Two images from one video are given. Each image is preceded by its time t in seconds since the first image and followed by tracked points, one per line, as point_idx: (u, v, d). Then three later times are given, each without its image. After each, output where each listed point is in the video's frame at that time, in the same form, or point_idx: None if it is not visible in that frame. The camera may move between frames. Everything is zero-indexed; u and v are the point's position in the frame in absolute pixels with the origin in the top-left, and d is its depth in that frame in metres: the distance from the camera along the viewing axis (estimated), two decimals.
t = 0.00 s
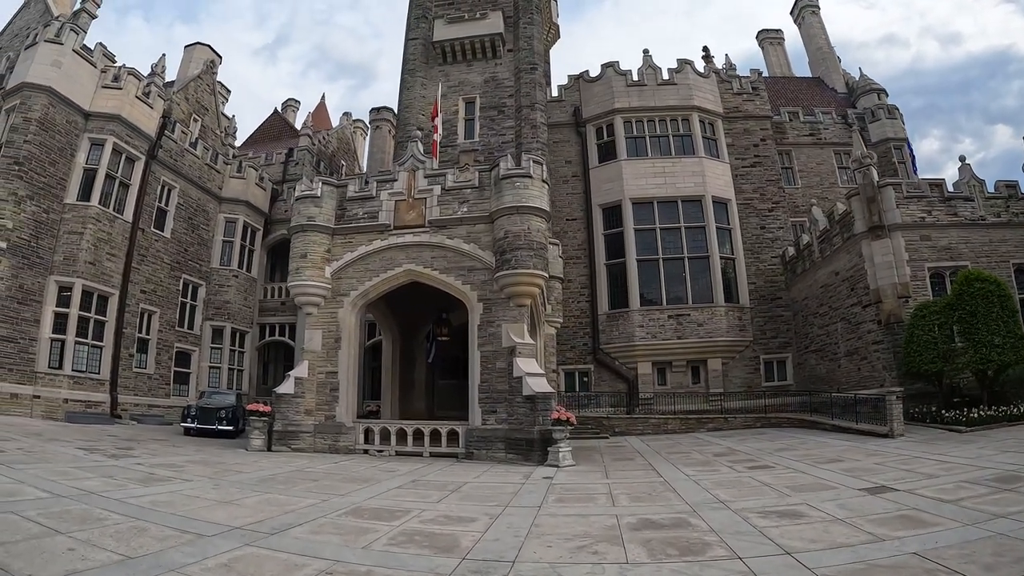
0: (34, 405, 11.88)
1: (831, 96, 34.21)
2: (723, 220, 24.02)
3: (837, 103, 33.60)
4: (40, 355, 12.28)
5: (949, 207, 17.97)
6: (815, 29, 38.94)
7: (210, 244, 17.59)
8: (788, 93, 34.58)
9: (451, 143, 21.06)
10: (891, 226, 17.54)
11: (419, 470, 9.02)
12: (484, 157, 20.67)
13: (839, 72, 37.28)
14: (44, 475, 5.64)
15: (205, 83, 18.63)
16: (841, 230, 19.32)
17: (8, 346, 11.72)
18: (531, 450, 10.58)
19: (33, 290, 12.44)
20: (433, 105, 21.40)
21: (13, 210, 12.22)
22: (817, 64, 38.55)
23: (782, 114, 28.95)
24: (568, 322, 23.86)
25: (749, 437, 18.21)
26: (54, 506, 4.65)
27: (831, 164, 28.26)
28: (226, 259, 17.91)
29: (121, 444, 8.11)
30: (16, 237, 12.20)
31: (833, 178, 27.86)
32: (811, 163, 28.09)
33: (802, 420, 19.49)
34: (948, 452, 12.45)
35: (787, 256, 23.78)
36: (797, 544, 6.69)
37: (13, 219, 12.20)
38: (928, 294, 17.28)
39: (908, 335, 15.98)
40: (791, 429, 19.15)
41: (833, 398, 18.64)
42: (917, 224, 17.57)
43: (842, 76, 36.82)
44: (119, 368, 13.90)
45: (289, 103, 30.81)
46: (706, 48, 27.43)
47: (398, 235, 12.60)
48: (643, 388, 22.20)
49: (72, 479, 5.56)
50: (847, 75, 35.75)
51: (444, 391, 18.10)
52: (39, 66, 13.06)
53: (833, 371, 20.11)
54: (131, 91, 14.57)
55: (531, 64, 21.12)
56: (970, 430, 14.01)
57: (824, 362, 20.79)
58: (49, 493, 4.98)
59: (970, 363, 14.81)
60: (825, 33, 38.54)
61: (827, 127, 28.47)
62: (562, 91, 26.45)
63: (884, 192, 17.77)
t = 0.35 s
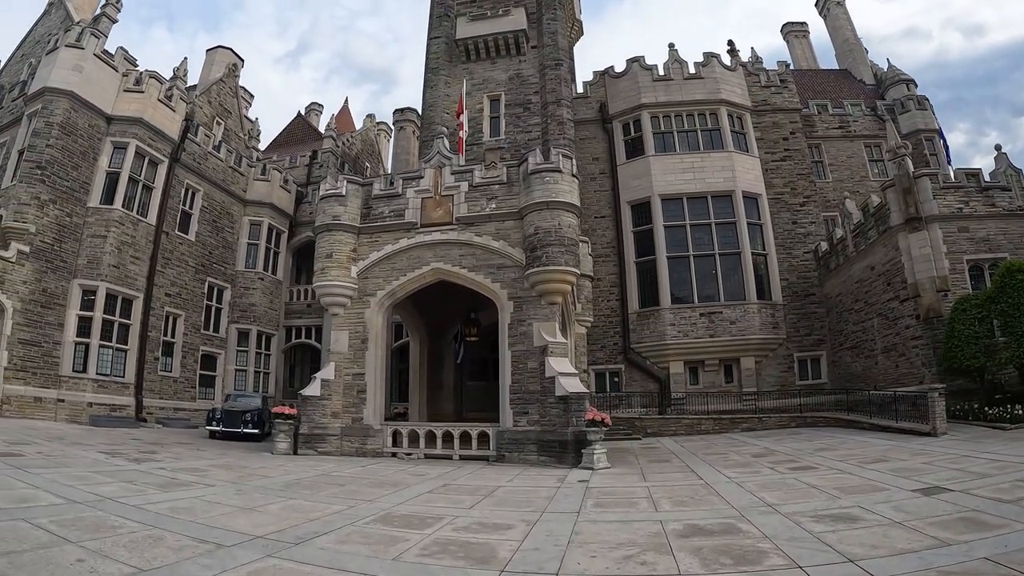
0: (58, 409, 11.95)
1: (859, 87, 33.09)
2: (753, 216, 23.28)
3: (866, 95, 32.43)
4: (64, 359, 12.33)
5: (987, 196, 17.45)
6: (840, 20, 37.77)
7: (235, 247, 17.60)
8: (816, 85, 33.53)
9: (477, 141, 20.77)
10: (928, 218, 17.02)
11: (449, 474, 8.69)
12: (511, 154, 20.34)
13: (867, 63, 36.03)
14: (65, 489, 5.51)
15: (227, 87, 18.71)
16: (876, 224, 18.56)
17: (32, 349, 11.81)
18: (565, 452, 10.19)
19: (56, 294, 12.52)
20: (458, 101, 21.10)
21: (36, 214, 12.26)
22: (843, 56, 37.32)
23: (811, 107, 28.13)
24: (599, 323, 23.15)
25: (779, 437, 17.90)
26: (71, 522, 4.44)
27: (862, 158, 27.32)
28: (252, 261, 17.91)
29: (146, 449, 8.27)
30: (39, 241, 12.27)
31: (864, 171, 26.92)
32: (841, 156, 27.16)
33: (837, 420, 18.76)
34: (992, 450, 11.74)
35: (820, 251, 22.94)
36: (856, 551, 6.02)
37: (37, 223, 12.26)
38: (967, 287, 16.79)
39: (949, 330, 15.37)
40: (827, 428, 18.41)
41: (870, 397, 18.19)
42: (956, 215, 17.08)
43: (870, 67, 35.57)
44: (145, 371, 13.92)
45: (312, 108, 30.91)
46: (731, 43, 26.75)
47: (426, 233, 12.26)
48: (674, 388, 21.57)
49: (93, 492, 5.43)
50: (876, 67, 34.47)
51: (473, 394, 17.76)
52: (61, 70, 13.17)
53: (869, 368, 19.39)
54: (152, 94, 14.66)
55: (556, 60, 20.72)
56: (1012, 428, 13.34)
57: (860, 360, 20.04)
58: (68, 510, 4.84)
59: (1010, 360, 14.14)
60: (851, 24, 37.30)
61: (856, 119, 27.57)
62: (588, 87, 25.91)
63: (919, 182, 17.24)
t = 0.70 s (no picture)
0: (72, 411, 11.84)
1: (878, 80, 32.32)
2: (776, 210, 22.65)
3: (886, 87, 31.65)
4: (77, 360, 12.22)
5: (1016, 188, 16.98)
6: (858, 12, 36.94)
7: (250, 247, 17.45)
8: (835, 78, 32.77)
9: (493, 138, 20.44)
10: (956, 210, 16.55)
11: (471, 477, 8.33)
12: (528, 150, 19.96)
13: (886, 56, 35.13)
14: (72, 499, 5.25)
15: (241, 86, 18.62)
16: (903, 216, 18.02)
17: (45, 351, 11.71)
18: (590, 454, 9.80)
19: (69, 295, 12.42)
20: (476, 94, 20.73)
21: (49, 214, 12.16)
22: (861, 49, 36.40)
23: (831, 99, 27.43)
24: (619, 321, 22.65)
25: (804, 436, 17.38)
26: (76, 536, 4.16)
27: (884, 152, 26.58)
28: (267, 261, 17.75)
29: (160, 453, 8.04)
30: (52, 241, 12.18)
31: (886, 165, 26.17)
32: (862, 150, 26.42)
33: (864, 418, 18.17)
34: None
35: (843, 246, 22.29)
36: (912, 555, 5.42)
37: (49, 223, 12.15)
38: (996, 281, 16.39)
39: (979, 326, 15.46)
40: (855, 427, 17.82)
41: (898, 394, 17.86)
42: (983, 208, 16.65)
43: (889, 59, 34.74)
44: (160, 373, 13.80)
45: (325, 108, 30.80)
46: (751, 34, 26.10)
47: (444, 229, 11.90)
48: (696, 386, 21.03)
49: (101, 502, 5.16)
50: (895, 60, 33.54)
51: (492, 395, 17.34)
52: (72, 70, 13.18)
53: (896, 366, 18.86)
54: (165, 94, 14.61)
55: (572, 54, 20.32)
56: None
57: (886, 357, 19.44)
58: (71, 521, 4.57)
59: None
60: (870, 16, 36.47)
61: (877, 112, 26.86)
62: (605, 83, 25.38)
63: (946, 174, 16.79)
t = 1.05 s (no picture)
0: (72, 410, 11.61)
1: (887, 76, 31.87)
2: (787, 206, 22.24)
3: (895, 83, 31.20)
4: (77, 359, 12.00)
5: None
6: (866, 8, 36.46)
7: (254, 244, 17.20)
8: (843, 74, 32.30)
9: (500, 134, 20.13)
10: (972, 205, 16.15)
11: (481, 478, 8.01)
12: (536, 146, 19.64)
13: (895, 51, 34.71)
14: (64, 503, 4.97)
15: (244, 82, 18.39)
16: (918, 211, 17.59)
17: (45, 349, 11.51)
18: (603, 454, 9.46)
19: (69, 292, 12.20)
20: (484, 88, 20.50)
21: (49, 209, 11.95)
22: (870, 45, 35.95)
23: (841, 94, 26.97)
24: (629, 318, 22.26)
25: (818, 436, 17.02)
26: (63, 544, 3.85)
27: (894, 148, 26.11)
28: (271, 259, 17.50)
29: (159, 453, 7.77)
30: (52, 237, 11.97)
31: (897, 161, 25.68)
32: (873, 146, 25.95)
33: (879, 417, 17.87)
34: None
35: (855, 242, 21.85)
36: (957, 561, 5.02)
37: (49, 219, 11.94)
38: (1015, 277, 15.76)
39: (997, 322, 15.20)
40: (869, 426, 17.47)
41: (913, 393, 17.46)
42: (1000, 202, 16.18)
43: (898, 55, 34.26)
44: (162, 371, 13.56)
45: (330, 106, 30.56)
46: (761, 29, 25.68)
47: (452, 223, 11.58)
48: (707, 385, 20.63)
49: (95, 507, 4.87)
50: (904, 55, 33.03)
51: (500, 393, 17.00)
52: (74, 64, 12.98)
53: (910, 364, 18.43)
54: (167, 88, 14.39)
55: (581, 48, 19.97)
56: None
57: (900, 355, 19.02)
58: (60, 528, 4.27)
59: None
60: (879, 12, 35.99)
61: (887, 108, 26.40)
62: (613, 78, 24.98)
63: (962, 169, 16.38)
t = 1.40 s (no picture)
0: (70, 410, 11.37)
1: (897, 72, 31.37)
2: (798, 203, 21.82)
3: (905, 80, 30.68)
4: (77, 358, 11.76)
5: None
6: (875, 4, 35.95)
7: (257, 242, 16.94)
8: (852, 70, 31.78)
9: (507, 130, 19.79)
10: (990, 200, 15.66)
11: (492, 482, 7.68)
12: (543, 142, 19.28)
13: (904, 47, 34.19)
14: (52, 511, 4.66)
15: (247, 78, 18.14)
16: (932, 207, 17.15)
17: (43, 348, 11.27)
18: (617, 457, 9.11)
19: (68, 290, 11.96)
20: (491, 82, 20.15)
21: (48, 206, 11.71)
22: (878, 42, 35.44)
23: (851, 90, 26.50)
24: (637, 317, 21.87)
25: (833, 437, 16.64)
26: (45, 558, 3.53)
27: (906, 144, 25.61)
28: (274, 257, 17.23)
29: (157, 456, 7.47)
30: (51, 234, 11.73)
31: (908, 158, 25.18)
32: (883, 142, 25.44)
33: (894, 418, 17.50)
34: None
35: (867, 240, 21.40)
36: (1011, 572, 4.64)
37: (48, 216, 11.71)
38: None
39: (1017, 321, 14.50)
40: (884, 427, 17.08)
41: (927, 392, 17.05)
42: (1018, 198, 15.71)
43: (908, 51, 33.73)
44: (163, 371, 13.31)
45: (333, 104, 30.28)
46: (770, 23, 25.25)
47: (460, 219, 11.26)
48: (718, 385, 20.22)
49: (85, 516, 4.56)
50: (913, 51, 32.50)
51: (508, 393, 16.64)
52: (73, 59, 12.73)
53: (924, 363, 18.00)
54: (169, 83, 14.13)
55: (589, 42, 19.60)
56: None
57: (914, 354, 18.58)
58: (44, 540, 3.96)
59: None
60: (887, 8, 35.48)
61: (898, 104, 25.89)
62: (621, 73, 24.60)
63: (979, 163, 15.92)
